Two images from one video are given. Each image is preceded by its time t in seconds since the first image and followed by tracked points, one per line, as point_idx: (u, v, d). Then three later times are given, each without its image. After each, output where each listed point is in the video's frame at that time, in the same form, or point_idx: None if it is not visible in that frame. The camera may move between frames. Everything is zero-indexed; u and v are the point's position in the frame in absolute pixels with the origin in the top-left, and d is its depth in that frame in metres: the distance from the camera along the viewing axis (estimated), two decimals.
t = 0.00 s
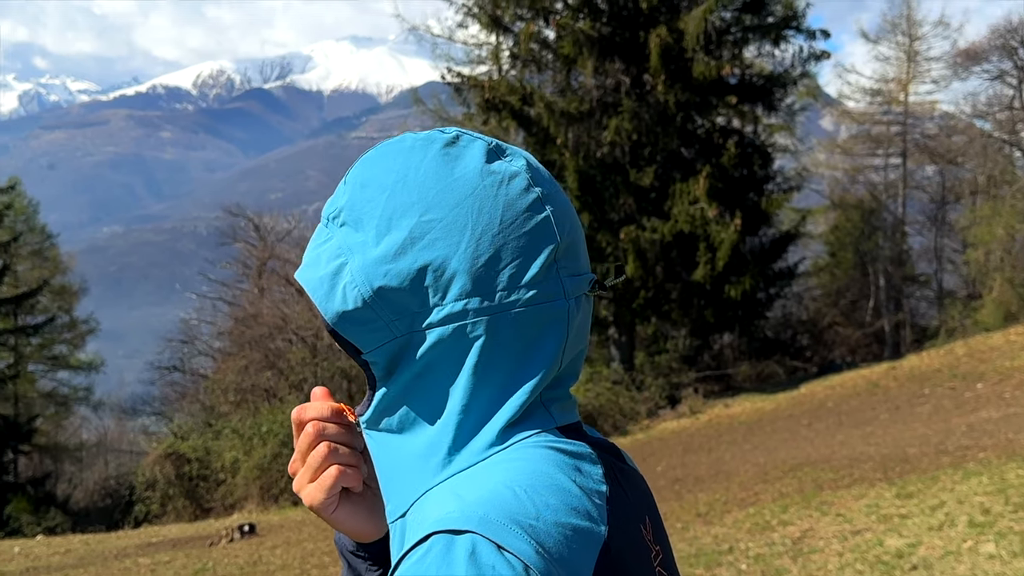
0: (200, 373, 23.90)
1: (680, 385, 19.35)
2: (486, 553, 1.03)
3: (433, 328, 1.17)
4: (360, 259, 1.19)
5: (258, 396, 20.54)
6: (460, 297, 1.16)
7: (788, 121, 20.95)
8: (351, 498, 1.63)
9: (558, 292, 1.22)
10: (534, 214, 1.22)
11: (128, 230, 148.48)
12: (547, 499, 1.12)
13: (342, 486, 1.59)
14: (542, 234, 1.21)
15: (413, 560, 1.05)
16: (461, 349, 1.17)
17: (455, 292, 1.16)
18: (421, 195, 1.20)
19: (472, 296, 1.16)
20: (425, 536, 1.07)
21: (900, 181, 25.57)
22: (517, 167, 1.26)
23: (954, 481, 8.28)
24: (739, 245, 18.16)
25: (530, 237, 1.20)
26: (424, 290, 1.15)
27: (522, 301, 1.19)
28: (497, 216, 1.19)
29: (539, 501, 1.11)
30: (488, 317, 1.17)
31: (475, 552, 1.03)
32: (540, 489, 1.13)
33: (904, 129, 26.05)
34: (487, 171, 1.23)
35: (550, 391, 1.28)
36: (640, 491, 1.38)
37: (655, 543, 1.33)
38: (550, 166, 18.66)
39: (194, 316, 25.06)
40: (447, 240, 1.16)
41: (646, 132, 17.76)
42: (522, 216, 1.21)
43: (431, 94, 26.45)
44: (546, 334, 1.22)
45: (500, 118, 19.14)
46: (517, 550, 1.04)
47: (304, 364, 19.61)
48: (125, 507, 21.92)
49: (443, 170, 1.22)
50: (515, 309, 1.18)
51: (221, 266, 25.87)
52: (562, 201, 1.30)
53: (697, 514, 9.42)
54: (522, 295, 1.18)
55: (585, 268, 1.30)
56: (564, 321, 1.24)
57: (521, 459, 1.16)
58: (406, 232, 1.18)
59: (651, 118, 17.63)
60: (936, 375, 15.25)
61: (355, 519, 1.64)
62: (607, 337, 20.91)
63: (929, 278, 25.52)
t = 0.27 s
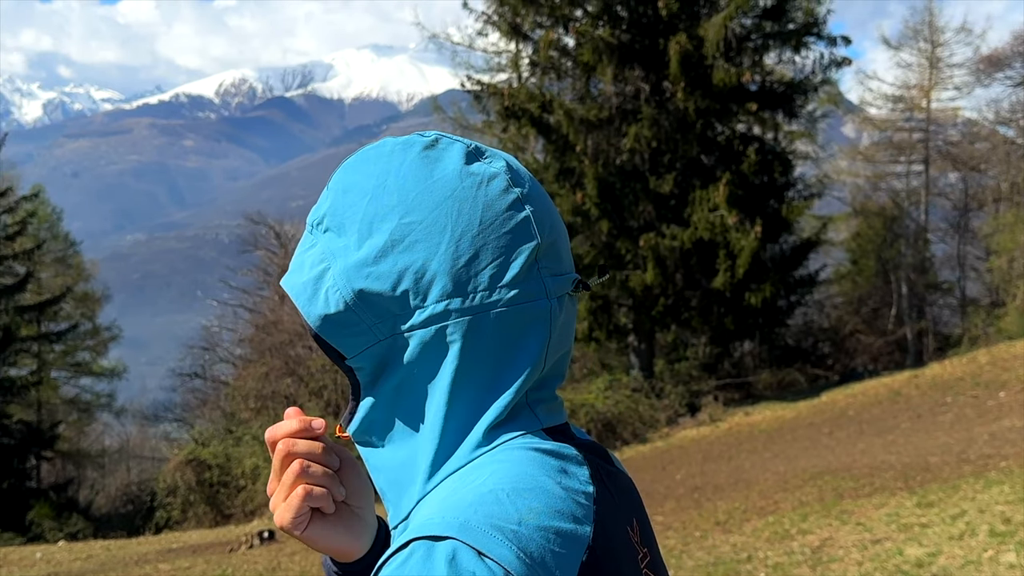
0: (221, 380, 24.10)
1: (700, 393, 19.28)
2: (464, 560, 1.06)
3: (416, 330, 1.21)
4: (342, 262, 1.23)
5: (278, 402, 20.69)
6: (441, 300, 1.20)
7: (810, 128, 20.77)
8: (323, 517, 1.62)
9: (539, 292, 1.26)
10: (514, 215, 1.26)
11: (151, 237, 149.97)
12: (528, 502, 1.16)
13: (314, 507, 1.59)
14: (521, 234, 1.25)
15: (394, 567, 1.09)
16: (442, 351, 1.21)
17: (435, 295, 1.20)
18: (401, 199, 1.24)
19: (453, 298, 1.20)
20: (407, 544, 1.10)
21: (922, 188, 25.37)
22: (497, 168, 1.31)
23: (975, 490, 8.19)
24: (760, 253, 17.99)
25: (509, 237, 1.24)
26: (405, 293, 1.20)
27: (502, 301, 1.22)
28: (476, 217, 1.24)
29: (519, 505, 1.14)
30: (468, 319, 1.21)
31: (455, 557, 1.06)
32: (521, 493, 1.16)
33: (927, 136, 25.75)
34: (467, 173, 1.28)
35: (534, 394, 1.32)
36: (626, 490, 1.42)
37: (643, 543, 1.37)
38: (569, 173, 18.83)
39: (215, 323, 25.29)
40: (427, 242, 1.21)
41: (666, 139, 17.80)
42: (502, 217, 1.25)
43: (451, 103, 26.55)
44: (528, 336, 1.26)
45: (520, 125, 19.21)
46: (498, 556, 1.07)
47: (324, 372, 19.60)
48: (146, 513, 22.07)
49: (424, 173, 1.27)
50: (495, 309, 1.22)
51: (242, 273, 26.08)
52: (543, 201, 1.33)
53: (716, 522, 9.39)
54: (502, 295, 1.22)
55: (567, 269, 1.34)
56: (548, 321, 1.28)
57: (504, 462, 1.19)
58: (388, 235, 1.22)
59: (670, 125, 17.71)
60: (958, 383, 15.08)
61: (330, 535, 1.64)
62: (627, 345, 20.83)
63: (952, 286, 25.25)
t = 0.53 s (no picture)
0: (242, 387, 24.30)
1: (721, 402, 19.22)
2: None
3: (405, 335, 1.25)
4: (331, 266, 1.27)
5: (299, 410, 20.80)
6: (430, 304, 1.23)
7: (832, 135, 20.85)
8: None
9: (529, 293, 1.29)
10: (504, 216, 1.29)
11: (176, 245, 151.40)
12: (522, 512, 1.18)
13: None
14: (510, 236, 1.29)
15: None
16: (432, 355, 1.25)
17: (425, 297, 1.23)
18: (388, 203, 1.28)
19: (442, 302, 1.24)
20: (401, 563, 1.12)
21: (946, 195, 25.70)
22: (485, 170, 1.34)
23: (999, 499, 8.10)
24: (782, 261, 17.78)
25: (499, 238, 1.28)
26: (395, 299, 1.23)
27: (492, 303, 1.26)
28: (465, 219, 1.27)
29: (513, 515, 1.18)
30: (457, 321, 1.24)
31: None
32: (515, 502, 1.19)
33: (950, 142, 26.22)
34: (454, 177, 1.31)
35: (525, 398, 1.35)
36: (618, 492, 1.45)
37: (636, 547, 1.41)
38: (590, 180, 18.93)
39: (238, 331, 25.51)
40: (416, 245, 1.24)
41: (687, 147, 17.68)
42: (492, 218, 1.29)
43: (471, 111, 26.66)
44: (520, 339, 1.29)
45: (541, 133, 19.28)
46: None
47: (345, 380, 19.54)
48: (168, 519, 22.24)
49: (413, 176, 1.30)
50: (483, 312, 1.25)
51: (264, 280, 26.28)
52: (532, 202, 1.37)
53: (737, 531, 9.35)
54: (491, 298, 1.26)
55: (556, 270, 1.36)
56: (538, 323, 1.31)
57: (494, 471, 1.23)
58: (377, 242, 1.26)
59: (691, 132, 17.59)
60: (983, 392, 14.90)
61: None
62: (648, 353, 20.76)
63: (976, 293, 25.00)
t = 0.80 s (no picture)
0: (264, 394, 24.48)
1: (743, 410, 19.19)
2: None
3: (398, 339, 1.31)
4: (324, 274, 1.34)
5: (320, 416, 20.93)
6: (421, 309, 1.30)
7: (854, 142, 20.77)
8: None
9: (520, 297, 1.35)
10: (493, 220, 1.35)
11: (199, 253, 152.86)
12: (513, 514, 1.23)
13: None
14: (500, 241, 1.34)
15: None
16: (424, 358, 1.31)
17: (417, 303, 1.29)
18: (380, 209, 1.34)
19: (433, 308, 1.30)
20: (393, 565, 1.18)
21: (970, 203, 25.46)
22: (475, 176, 1.40)
23: None
24: (803, 268, 17.69)
25: (488, 243, 1.33)
26: (387, 304, 1.30)
27: (483, 307, 1.32)
28: (456, 224, 1.33)
29: (504, 517, 1.23)
30: (449, 325, 1.30)
31: None
32: (507, 504, 1.24)
33: (975, 150, 26.02)
34: (445, 181, 1.37)
35: (518, 400, 1.41)
36: (614, 494, 1.50)
37: (632, 551, 1.46)
38: (610, 188, 18.94)
39: (260, 337, 25.71)
40: (407, 252, 1.30)
41: (708, 154, 17.69)
42: (481, 223, 1.34)
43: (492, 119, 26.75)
44: (510, 344, 1.35)
45: (561, 140, 19.33)
46: None
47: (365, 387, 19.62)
48: (190, 526, 22.41)
49: (403, 182, 1.36)
50: (475, 316, 1.31)
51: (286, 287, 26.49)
52: (522, 207, 1.42)
53: (757, 540, 9.31)
54: (483, 302, 1.31)
55: (547, 273, 1.42)
56: (529, 326, 1.37)
57: (486, 472, 1.28)
58: (370, 248, 1.32)
59: (712, 140, 17.58)
60: (1008, 401, 14.72)
61: None
62: (668, 361, 20.69)
63: (1001, 301, 24.73)
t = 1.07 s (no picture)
0: (284, 401, 24.64)
1: (763, 418, 19.32)
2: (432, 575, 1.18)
3: (384, 341, 1.34)
4: (310, 276, 1.37)
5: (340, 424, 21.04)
6: (407, 309, 1.32)
7: (876, 149, 20.70)
8: None
9: (505, 298, 1.39)
10: (478, 221, 1.39)
11: (221, 261, 154.15)
12: (498, 512, 1.26)
13: None
14: (484, 241, 1.37)
15: None
16: (411, 359, 1.34)
17: (403, 303, 1.32)
18: (365, 211, 1.37)
19: (419, 308, 1.33)
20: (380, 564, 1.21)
21: (994, 211, 25.22)
22: (460, 177, 1.43)
23: None
24: (825, 276, 17.66)
25: (473, 244, 1.37)
26: (373, 304, 1.33)
27: (468, 308, 1.35)
28: (441, 226, 1.36)
29: (489, 515, 1.25)
30: (435, 326, 1.33)
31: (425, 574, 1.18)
32: (492, 503, 1.27)
33: (998, 157, 25.86)
34: (430, 183, 1.40)
35: (504, 400, 1.44)
36: (600, 492, 1.54)
37: (619, 549, 1.52)
38: (630, 196, 18.95)
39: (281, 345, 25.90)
40: (392, 253, 1.33)
41: (729, 161, 17.69)
42: (466, 223, 1.37)
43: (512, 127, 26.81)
44: (494, 344, 1.38)
45: (581, 148, 19.35)
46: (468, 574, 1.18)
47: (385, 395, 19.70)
48: (211, 532, 22.56)
49: (388, 184, 1.39)
50: (462, 316, 1.34)
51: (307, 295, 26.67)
52: (506, 209, 1.45)
53: (777, 550, 9.26)
54: (469, 303, 1.35)
55: (532, 274, 1.46)
56: (514, 325, 1.40)
57: (472, 471, 1.31)
58: (357, 249, 1.35)
59: (732, 147, 17.58)
60: None
61: None
62: (689, 369, 20.61)
63: None
